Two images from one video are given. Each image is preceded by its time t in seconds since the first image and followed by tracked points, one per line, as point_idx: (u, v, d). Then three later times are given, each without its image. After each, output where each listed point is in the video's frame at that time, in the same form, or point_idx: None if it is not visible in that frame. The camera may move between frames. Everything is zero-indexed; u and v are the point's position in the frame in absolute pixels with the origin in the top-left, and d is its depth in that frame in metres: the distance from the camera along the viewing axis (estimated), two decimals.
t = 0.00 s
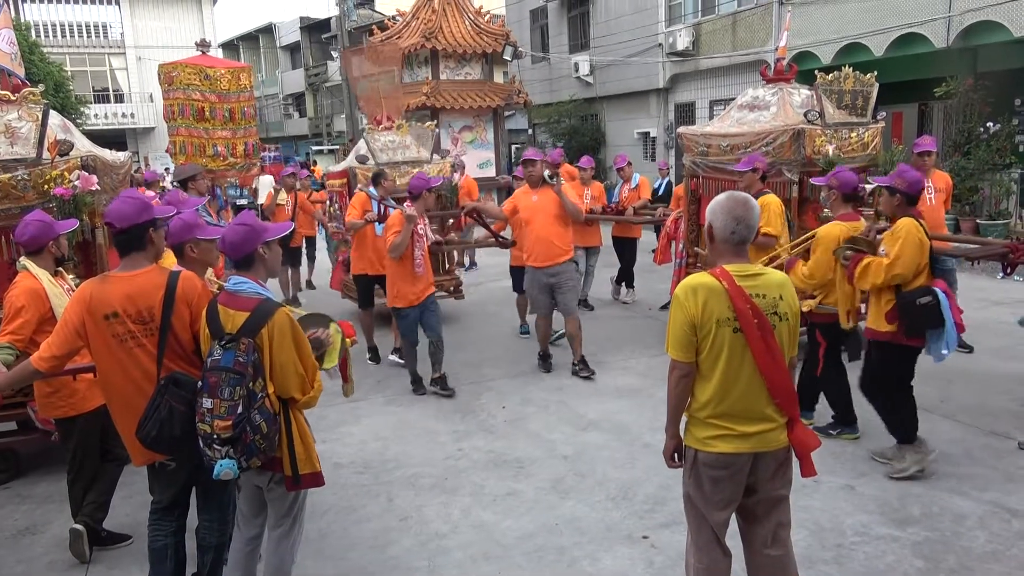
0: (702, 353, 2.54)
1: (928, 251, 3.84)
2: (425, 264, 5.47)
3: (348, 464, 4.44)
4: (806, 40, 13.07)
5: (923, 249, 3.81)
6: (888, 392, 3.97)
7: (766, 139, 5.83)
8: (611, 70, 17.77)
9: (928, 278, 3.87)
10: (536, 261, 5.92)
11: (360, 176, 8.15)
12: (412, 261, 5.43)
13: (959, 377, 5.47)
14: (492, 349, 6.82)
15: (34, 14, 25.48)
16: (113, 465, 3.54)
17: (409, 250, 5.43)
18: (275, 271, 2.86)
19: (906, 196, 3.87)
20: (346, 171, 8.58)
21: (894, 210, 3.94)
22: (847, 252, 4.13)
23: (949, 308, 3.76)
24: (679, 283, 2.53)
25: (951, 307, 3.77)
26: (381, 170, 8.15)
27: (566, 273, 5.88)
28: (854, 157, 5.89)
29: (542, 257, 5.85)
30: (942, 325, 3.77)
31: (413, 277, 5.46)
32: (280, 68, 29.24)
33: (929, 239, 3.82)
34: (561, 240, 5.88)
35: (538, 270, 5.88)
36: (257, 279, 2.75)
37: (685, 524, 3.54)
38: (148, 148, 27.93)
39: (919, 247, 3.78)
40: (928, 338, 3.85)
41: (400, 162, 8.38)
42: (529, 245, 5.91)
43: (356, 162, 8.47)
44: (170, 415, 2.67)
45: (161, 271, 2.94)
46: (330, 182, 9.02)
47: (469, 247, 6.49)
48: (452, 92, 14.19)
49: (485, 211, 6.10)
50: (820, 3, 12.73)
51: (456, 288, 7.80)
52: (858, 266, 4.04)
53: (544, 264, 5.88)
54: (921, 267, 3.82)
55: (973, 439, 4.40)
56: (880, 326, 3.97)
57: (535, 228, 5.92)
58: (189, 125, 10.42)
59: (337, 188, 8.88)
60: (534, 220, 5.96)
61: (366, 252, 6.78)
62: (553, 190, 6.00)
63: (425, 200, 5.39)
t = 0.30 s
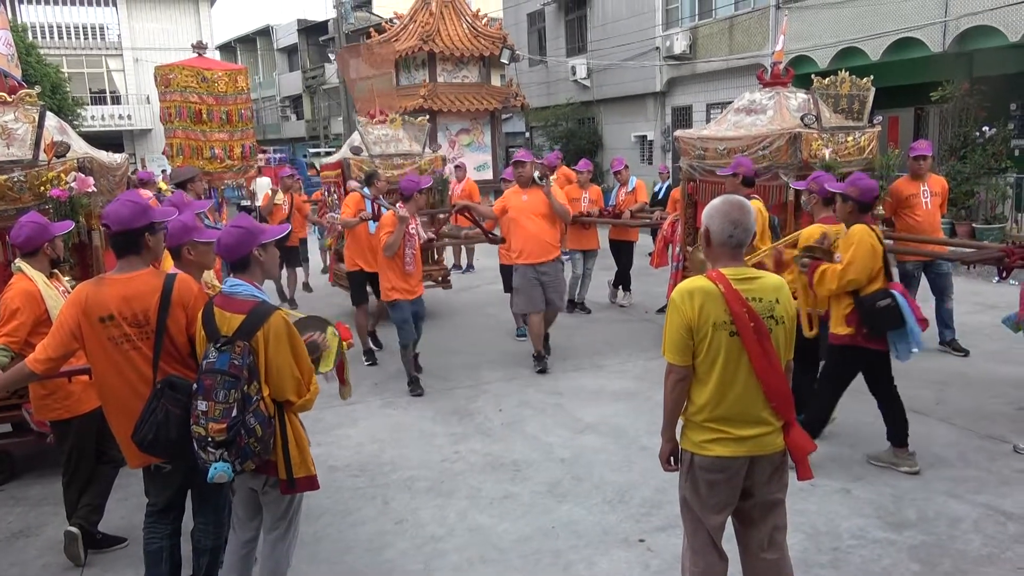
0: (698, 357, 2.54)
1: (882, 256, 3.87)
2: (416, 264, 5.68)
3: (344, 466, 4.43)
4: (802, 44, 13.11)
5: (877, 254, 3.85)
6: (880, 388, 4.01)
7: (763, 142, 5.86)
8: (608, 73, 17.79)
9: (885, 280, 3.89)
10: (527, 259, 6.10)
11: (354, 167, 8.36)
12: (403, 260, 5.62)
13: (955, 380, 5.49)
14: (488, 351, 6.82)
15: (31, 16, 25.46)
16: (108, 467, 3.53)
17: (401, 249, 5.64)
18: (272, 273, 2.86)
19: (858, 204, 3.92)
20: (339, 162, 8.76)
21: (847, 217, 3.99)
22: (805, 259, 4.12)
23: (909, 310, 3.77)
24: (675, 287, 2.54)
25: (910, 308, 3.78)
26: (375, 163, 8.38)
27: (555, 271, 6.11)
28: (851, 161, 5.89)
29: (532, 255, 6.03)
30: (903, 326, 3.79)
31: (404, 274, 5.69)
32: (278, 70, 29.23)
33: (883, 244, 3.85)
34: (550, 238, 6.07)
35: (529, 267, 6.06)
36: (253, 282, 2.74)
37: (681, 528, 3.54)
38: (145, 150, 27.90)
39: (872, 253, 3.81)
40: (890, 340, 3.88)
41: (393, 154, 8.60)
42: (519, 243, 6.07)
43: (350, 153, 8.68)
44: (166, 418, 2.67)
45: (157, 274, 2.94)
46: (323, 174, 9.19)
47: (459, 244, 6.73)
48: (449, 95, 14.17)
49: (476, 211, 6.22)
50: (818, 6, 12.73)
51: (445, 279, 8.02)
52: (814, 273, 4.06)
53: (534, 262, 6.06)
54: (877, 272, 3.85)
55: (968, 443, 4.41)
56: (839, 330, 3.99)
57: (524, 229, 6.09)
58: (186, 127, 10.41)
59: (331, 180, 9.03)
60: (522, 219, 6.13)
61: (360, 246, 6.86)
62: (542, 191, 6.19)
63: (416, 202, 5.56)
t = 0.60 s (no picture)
0: (695, 359, 2.54)
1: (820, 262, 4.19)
2: (411, 261, 5.98)
3: (339, 469, 4.42)
4: (798, 48, 13.17)
5: (813, 260, 4.17)
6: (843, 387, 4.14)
7: (759, 146, 5.87)
8: (605, 76, 17.82)
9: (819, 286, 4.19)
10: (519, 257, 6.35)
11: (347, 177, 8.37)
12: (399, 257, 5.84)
13: (950, 384, 5.50)
14: (484, 354, 6.81)
15: (27, 17, 25.44)
16: (103, 469, 3.52)
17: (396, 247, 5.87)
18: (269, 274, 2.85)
19: (804, 208, 4.23)
20: (331, 174, 8.69)
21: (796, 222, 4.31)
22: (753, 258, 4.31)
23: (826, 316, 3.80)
24: (672, 289, 2.54)
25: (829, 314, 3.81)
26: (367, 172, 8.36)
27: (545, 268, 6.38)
28: (846, 165, 5.93)
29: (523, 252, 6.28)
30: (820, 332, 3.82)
31: (397, 271, 5.91)
32: (274, 72, 29.23)
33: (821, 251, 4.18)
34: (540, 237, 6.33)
35: (521, 264, 6.28)
36: (251, 283, 2.73)
37: (677, 531, 3.54)
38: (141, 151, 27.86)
39: (807, 257, 4.13)
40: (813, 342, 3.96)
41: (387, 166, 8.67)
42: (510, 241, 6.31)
43: (343, 164, 8.71)
44: (160, 419, 2.66)
45: (153, 275, 2.93)
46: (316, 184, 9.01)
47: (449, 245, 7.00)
48: (447, 97, 14.17)
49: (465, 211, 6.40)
50: (814, 10, 12.75)
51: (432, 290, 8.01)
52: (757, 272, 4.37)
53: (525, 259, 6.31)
54: (810, 276, 4.16)
55: (963, 446, 4.42)
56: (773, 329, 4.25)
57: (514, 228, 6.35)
58: (184, 129, 10.40)
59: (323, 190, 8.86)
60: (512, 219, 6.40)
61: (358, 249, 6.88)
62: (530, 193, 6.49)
63: (412, 201, 5.78)
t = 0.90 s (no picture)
0: (692, 360, 2.55)
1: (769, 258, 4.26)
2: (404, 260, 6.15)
3: (336, 471, 4.42)
4: (793, 50, 13.21)
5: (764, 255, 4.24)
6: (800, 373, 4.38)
7: (754, 147, 5.88)
8: (600, 78, 17.84)
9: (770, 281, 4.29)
10: (502, 254, 6.70)
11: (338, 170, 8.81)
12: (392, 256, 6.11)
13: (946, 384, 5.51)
14: (481, 355, 6.81)
15: (22, 19, 25.35)
16: (99, 472, 3.51)
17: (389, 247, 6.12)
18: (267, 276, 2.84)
19: (761, 206, 4.23)
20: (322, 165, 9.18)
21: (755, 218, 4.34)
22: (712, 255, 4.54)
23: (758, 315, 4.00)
24: (669, 291, 2.54)
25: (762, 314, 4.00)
26: (356, 165, 8.81)
27: (528, 267, 6.69)
28: (841, 165, 5.98)
29: (506, 251, 6.62)
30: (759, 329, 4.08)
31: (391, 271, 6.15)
32: (270, 74, 29.21)
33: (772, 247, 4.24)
34: (522, 235, 6.65)
35: (504, 262, 6.66)
36: (249, 285, 2.73)
37: (674, 532, 3.54)
38: (136, 153, 27.79)
39: (759, 253, 4.20)
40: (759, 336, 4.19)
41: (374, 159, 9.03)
42: (495, 240, 6.66)
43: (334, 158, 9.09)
44: (156, 422, 2.65)
45: (149, 278, 2.93)
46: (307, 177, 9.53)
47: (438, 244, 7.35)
48: (443, 99, 14.17)
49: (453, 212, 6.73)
50: (809, 12, 12.78)
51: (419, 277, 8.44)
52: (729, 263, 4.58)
53: (508, 258, 6.65)
54: (761, 270, 4.25)
55: (960, 446, 4.43)
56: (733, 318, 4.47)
57: (498, 226, 6.68)
58: (182, 132, 10.35)
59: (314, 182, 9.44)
60: (496, 218, 6.72)
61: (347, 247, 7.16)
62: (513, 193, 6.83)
63: (404, 203, 6.04)
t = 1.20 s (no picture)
0: (690, 361, 2.55)
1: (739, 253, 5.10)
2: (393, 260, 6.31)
3: (334, 472, 4.42)
4: (790, 51, 13.23)
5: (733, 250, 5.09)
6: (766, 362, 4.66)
7: (752, 148, 5.86)
8: (598, 79, 17.86)
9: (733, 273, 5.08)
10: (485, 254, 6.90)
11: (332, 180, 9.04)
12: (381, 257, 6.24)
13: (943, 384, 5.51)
14: (479, 357, 6.81)
15: (18, 21, 25.27)
16: (97, 473, 3.50)
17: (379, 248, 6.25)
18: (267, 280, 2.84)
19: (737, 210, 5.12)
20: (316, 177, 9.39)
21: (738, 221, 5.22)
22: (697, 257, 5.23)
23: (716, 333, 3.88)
24: (667, 292, 2.55)
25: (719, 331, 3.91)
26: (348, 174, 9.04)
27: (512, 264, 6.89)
28: (839, 166, 5.99)
29: (489, 249, 6.83)
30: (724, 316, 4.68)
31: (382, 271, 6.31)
32: (267, 75, 29.19)
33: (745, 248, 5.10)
34: (505, 235, 6.84)
35: (487, 261, 6.87)
36: (249, 287, 2.73)
37: (672, 532, 3.54)
38: (133, 155, 27.76)
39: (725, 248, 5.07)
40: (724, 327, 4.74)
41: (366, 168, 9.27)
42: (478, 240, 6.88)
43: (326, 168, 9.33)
44: (153, 424, 2.65)
45: (146, 279, 2.92)
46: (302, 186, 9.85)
47: (425, 246, 7.50)
48: (440, 100, 14.19)
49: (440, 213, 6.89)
50: (806, 13, 12.79)
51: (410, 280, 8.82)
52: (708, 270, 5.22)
53: (490, 257, 6.86)
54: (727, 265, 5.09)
55: (957, 446, 4.43)
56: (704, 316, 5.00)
57: (483, 226, 6.86)
58: (180, 133, 10.32)
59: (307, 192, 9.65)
60: (480, 218, 6.89)
61: (333, 247, 7.55)
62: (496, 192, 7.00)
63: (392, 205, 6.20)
